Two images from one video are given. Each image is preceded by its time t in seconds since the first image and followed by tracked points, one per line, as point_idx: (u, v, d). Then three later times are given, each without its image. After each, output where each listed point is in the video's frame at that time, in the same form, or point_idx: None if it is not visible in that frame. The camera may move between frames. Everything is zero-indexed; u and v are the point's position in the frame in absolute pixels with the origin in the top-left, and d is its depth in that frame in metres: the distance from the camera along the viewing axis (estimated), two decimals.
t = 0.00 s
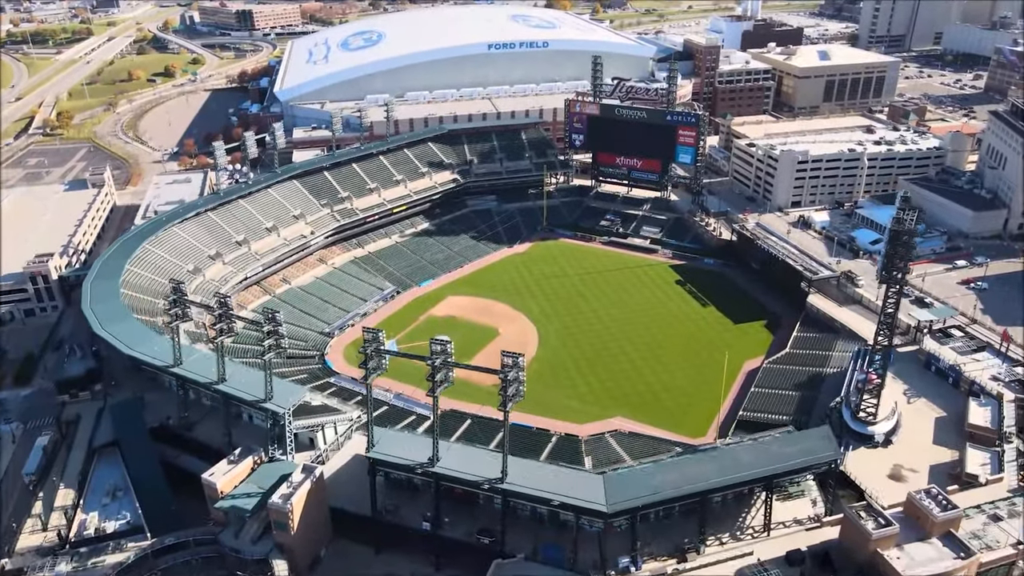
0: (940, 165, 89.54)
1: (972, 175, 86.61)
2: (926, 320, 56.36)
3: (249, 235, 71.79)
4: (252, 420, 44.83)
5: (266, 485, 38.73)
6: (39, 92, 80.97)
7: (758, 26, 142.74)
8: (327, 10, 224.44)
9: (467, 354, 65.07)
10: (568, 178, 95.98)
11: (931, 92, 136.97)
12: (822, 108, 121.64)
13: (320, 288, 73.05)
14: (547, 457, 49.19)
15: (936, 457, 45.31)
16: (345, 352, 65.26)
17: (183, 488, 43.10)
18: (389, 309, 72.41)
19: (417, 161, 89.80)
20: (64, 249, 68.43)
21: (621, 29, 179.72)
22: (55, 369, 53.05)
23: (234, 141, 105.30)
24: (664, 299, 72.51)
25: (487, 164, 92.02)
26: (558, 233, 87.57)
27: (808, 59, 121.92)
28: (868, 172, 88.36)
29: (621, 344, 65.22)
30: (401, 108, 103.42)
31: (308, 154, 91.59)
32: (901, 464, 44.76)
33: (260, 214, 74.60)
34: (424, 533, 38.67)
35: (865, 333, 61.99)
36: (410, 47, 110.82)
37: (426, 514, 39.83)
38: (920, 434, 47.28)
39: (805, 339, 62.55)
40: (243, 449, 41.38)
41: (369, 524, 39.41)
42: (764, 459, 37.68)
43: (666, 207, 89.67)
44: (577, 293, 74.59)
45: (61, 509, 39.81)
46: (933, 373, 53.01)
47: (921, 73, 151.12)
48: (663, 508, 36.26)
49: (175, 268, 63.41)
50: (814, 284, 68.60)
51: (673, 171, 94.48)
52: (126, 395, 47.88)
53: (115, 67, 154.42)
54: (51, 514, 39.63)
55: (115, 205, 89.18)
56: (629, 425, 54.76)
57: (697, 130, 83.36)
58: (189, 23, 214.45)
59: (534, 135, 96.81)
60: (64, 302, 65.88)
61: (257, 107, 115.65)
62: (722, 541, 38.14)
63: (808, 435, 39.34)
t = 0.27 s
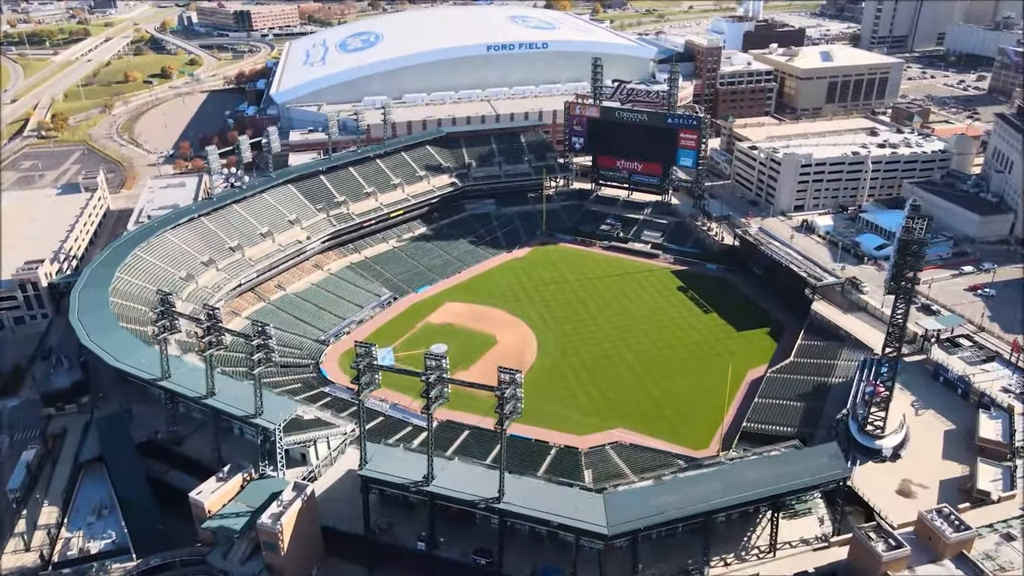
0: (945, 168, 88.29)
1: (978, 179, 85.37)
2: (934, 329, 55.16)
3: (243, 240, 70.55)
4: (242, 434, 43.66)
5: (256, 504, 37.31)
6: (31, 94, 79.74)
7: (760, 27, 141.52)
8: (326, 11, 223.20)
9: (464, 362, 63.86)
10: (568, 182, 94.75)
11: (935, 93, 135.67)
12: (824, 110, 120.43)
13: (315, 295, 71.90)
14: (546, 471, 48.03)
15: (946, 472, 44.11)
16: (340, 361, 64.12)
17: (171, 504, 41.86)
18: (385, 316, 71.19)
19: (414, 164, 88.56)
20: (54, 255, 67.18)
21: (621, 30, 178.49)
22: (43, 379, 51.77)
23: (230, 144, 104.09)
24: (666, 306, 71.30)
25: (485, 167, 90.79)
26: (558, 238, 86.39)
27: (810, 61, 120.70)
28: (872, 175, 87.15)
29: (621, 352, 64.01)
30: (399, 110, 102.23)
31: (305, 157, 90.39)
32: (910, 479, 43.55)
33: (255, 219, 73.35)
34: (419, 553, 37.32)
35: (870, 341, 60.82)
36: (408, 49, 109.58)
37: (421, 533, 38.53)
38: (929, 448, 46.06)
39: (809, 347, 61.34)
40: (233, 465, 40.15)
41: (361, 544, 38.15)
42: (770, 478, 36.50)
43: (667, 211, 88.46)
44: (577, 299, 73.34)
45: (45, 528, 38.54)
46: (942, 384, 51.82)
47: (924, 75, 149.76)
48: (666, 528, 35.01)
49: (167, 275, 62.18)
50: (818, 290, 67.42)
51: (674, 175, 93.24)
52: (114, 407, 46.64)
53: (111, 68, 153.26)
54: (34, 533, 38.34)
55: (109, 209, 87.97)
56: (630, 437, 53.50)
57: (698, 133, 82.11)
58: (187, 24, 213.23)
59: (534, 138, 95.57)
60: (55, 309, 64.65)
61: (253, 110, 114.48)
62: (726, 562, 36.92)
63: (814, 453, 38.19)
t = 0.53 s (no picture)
0: (950, 167, 87.01)
1: (984, 177, 84.07)
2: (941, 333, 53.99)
3: (237, 242, 69.26)
4: (231, 444, 42.50)
5: (245, 519, 36.11)
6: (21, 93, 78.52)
7: (761, 23, 140.08)
8: (324, 7, 221.65)
9: (461, 366, 62.70)
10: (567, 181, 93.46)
11: (938, 90, 134.27)
12: (827, 107, 119.10)
13: (310, 297, 70.74)
14: (544, 480, 46.91)
15: (955, 482, 42.97)
16: (335, 365, 63.03)
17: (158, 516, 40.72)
18: (382, 318, 69.99)
19: (411, 163, 87.24)
20: (44, 257, 66.02)
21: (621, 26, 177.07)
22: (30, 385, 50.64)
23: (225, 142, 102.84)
24: (667, 307, 70.11)
25: (484, 166, 89.45)
26: (557, 238, 85.19)
27: (812, 57, 119.31)
28: (876, 174, 85.90)
29: (622, 355, 62.81)
30: (396, 108, 100.92)
31: (300, 156, 89.10)
32: (918, 490, 42.39)
33: (249, 220, 72.06)
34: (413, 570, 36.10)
35: (876, 345, 59.65)
36: (406, 45, 108.17)
37: (416, 548, 37.15)
38: (937, 457, 44.90)
39: (813, 351, 60.18)
40: (221, 477, 38.98)
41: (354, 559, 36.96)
42: (776, 492, 35.35)
43: (668, 210, 87.17)
44: (576, 301, 72.09)
45: (28, 542, 37.23)
46: (950, 390, 50.66)
47: (927, 71, 148.28)
48: (668, 545, 33.83)
49: (158, 278, 60.96)
50: (822, 292, 66.22)
51: (675, 173, 91.94)
52: (101, 416, 45.46)
53: (106, 65, 151.94)
54: (17, 547, 37.02)
55: (102, 208, 86.75)
56: (630, 445, 52.33)
57: (700, 132, 80.59)
58: (184, 19, 211.60)
59: (532, 136, 94.23)
60: (44, 312, 63.48)
61: (249, 107, 113.16)
62: None
63: (821, 465, 37.05)
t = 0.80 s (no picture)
0: (956, 164, 85.68)
1: (990, 175, 82.73)
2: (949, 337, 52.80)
3: (230, 242, 67.96)
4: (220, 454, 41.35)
5: (233, 534, 35.09)
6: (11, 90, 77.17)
7: (763, 17, 138.54)
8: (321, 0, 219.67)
9: (459, 368, 61.46)
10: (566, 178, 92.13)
11: (942, 85, 132.76)
12: (829, 103, 117.73)
13: (305, 298, 69.57)
14: (543, 489, 45.85)
15: (965, 492, 41.84)
16: (330, 369, 61.94)
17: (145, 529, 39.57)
18: (378, 320, 68.78)
19: (408, 161, 85.88)
20: (34, 258, 64.85)
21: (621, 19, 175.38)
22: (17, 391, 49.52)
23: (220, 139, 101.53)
24: (668, 308, 68.87)
25: (482, 163, 88.09)
26: (556, 237, 83.97)
27: (815, 52, 117.88)
28: (881, 172, 84.58)
29: (622, 357, 61.56)
30: (393, 104, 99.60)
31: (295, 154, 87.79)
32: (927, 500, 41.25)
33: (242, 220, 70.75)
34: None
35: (881, 347, 58.45)
36: (403, 40, 106.76)
37: (410, 563, 36.13)
38: (946, 466, 43.77)
39: (817, 354, 58.99)
40: (210, 489, 37.79)
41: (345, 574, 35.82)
42: (781, 507, 34.19)
43: (669, 208, 85.86)
44: (576, 301, 70.84)
45: (10, 557, 35.48)
46: (958, 396, 49.53)
47: (930, 65, 146.72)
48: (670, 562, 32.69)
49: (149, 280, 59.75)
50: (826, 293, 64.96)
51: (676, 171, 90.60)
52: (87, 425, 44.33)
53: (101, 60, 150.44)
54: None
55: (94, 207, 85.46)
56: (631, 451, 51.20)
57: (701, 128, 79.34)
58: (180, 13, 209.68)
59: (531, 133, 92.81)
60: (34, 314, 62.30)
61: (245, 103, 111.75)
62: None
63: (827, 478, 35.95)
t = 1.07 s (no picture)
0: (962, 164, 84.39)
1: (996, 175, 81.42)
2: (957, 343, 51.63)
3: (223, 245, 66.69)
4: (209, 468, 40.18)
5: (220, 552, 33.77)
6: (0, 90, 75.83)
7: (765, 13, 136.96)
8: None
9: (456, 373, 60.20)
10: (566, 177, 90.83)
11: (946, 82, 131.37)
12: (832, 100, 116.29)
13: (300, 301, 68.41)
14: (541, 501, 44.64)
15: (975, 506, 40.66)
16: (325, 375, 60.73)
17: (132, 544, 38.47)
18: (374, 324, 67.57)
19: (405, 160, 84.55)
20: (23, 261, 63.64)
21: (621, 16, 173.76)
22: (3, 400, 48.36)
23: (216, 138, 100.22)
24: (670, 312, 67.61)
25: (480, 163, 86.77)
26: (556, 238, 82.77)
27: (818, 49, 116.42)
28: (885, 171, 83.29)
29: (623, 363, 60.34)
30: (390, 102, 98.23)
31: (291, 153, 86.50)
32: (936, 514, 40.08)
33: (235, 221, 69.42)
34: None
35: (887, 353, 57.27)
36: (401, 38, 105.30)
37: None
38: (955, 478, 42.60)
39: (822, 359, 57.81)
40: (198, 505, 36.63)
41: None
42: (788, 526, 33.06)
43: (670, 208, 84.59)
44: (575, 304, 69.62)
45: None
46: (967, 404, 48.36)
47: (934, 62, 145.23)
48: None
49: (139, 284, 58.51)
50: (830, 297, 63.77)
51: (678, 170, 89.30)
52: (74, 436, 43.18)
53: (97, 57, 148.91)
54: None
55: (86, 207, 84.21)
56: (631, 460, 50.04)
57: (703, 127, 78.01)
58: (177, 9, 207.96)
59: (530, 131, 91.45)
60: (23, 319, 61.11)
61: (240, 101, 110.37)
62: None
63: (835, 494, 34.84)
